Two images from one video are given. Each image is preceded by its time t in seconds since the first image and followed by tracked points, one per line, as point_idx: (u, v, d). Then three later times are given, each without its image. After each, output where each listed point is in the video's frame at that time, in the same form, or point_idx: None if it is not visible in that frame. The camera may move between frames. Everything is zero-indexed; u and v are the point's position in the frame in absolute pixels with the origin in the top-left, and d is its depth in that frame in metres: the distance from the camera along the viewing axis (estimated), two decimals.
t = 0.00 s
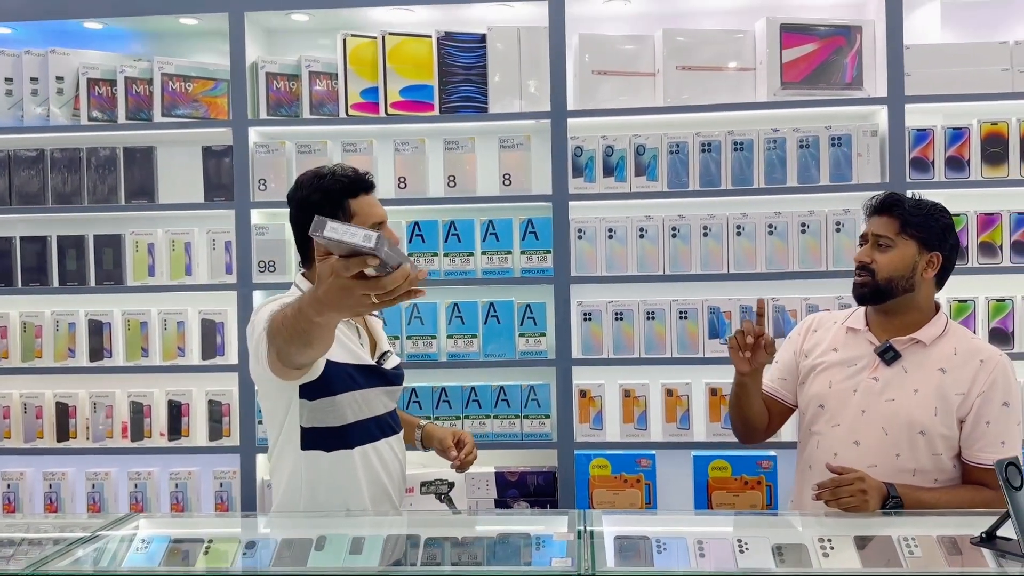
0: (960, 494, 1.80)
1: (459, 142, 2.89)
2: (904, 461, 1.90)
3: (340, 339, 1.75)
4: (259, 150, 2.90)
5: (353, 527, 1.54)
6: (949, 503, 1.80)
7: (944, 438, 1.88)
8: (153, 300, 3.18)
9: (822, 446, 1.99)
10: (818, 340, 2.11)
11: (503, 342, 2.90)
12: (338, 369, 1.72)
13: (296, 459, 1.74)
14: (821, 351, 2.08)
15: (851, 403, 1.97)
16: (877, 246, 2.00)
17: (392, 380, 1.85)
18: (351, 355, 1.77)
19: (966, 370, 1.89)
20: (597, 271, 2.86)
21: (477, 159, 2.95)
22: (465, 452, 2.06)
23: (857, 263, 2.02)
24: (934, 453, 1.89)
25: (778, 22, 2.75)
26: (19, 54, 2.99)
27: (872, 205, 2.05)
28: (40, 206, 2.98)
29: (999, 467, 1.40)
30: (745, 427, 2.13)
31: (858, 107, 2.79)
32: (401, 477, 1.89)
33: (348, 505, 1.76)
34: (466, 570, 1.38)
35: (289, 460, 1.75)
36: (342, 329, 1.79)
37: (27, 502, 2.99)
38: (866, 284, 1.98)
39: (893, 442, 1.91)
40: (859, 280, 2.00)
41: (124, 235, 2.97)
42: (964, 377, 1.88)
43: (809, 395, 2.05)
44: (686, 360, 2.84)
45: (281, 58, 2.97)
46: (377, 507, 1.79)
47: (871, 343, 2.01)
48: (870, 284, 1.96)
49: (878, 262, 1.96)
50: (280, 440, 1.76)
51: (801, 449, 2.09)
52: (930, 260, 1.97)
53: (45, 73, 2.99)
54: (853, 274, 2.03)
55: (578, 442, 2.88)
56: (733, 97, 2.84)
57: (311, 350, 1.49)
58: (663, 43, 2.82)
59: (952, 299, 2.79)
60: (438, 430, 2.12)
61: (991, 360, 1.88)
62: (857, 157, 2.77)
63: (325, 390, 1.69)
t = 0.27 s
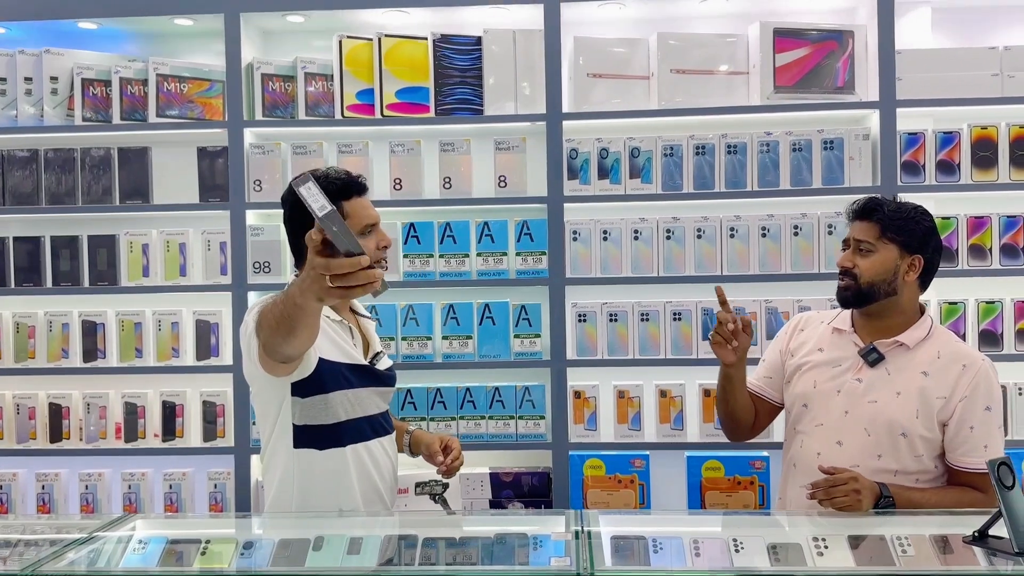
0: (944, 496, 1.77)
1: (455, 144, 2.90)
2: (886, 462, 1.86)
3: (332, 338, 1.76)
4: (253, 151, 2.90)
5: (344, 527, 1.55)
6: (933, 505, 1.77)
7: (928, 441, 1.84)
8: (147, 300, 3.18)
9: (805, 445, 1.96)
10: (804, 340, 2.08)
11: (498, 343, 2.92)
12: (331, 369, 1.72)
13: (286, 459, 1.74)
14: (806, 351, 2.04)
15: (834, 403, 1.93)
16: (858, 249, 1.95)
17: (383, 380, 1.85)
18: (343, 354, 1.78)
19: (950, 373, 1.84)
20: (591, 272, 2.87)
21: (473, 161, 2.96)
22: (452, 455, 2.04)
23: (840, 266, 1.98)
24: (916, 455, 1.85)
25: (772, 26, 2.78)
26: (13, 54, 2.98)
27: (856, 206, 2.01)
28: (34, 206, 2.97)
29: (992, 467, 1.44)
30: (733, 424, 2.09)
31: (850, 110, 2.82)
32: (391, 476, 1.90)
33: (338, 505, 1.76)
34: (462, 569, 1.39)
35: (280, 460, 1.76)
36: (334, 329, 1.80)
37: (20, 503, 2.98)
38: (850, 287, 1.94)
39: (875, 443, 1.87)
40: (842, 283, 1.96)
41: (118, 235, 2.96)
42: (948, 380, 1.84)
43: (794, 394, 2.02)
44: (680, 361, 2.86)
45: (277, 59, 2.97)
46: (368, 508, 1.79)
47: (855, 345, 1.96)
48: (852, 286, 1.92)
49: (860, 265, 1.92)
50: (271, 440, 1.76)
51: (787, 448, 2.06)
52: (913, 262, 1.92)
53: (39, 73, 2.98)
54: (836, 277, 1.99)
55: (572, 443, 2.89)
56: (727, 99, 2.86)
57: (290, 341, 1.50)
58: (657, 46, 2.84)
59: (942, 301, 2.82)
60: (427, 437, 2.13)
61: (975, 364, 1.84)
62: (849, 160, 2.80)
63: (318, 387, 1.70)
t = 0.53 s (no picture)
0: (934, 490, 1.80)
1: (453, 147, 2.92)
2: (863, 461, 1.88)
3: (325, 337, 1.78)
4: (252, 153, 2.91)
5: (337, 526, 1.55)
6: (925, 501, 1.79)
7: (902, 438, 1.87)
8: (145, 301, 3.18)
9: (783, 448, 1.97)
10: (774, 346, 2.10)
11: (495, 345, 2.93)
12: (325, 367, 1.74)
13: (281, 458, 1.76)
14: (777, 356, 2.06)
15: (809, 405, 1.94)
16: (824, 254, 1.99)
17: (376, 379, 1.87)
18: (337, 353, 1.79)
19: (921, 371, 1.88)
20: (588, 275, 2.89)
21: (471, 164, 2.98)
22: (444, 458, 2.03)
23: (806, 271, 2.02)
24: (892, 452, 1.88)
25: (768, 31, 2.80)
26: (11, 55, 2.98)
27: (821, 213, 2.05)
28: (33, 207, 2.98)
29: (987, 468, 1.48)
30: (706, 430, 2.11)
31: (845, 115, 2.84)
32: (385, 474, 1.91)
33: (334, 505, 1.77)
34: (461, 569, 1.40)
35: (275, 460, 1.77)
36: (327, 328, 1.81)
37: (17, 503, 2.98)
38: (816, 291, 1.98)
39: (851, 443, 1.89)
40: (808, 287, 2.00)
41: (117, 236, 2.97)
42: (918, 377, 1.87)
43: (768, 400, 2.04)
44: (676, 363, 2.87)
45: (276, 62, 2.98)
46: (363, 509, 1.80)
47: (825, 348, 1.98)
48: (819, 291, 1.96)
49: (825, 269, 1.96)
50: (266, 439, 1.78)
51: (765, 451, 2.07)
52: (878, 266, 1.96)
53: (38, 74, 2.99)
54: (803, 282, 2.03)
55: (569, 444, 2.91)
56: (723, 103, 2.88)
57: (268, 331, 1.53)
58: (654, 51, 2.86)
59: (936, 304, 2.85)
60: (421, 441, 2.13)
61: (945, 361, 1.88)
62: (844, 164, 2.82)
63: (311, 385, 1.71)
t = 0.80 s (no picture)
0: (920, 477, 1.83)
1: (454, 149, 2.93)
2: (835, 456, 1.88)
3: (319, 333, 1.80)
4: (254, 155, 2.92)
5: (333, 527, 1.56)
6: (912, 491, 1.82)
7: (871, 431, 1.88)
8: (145, 302, 3.18)
9: (754, 450, 1.94)
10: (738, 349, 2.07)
11: (495, 346, 2.94)
12: (316, 360, 1.76)
13: (277, 457, 1.76)
14: (742, 359, 2.04)
15: (777, 405, 1.93)
16: (777, 253, 1.99)
17: (373, 375, 1.88)
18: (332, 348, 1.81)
19: (884, 364, 1.89)
20: (589, 276, 2.90)
21: (472, 166, 2.99)
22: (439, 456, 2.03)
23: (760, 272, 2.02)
24: (862, 446, 1.88)
25: (767, 35, 2.82)
26: (13, 56, 2.99)
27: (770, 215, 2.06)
28: (34, 208, 2.98)
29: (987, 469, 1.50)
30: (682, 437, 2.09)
31: (844, 118, 2.86)
32: (384, 468, 1.90)
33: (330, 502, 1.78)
34: (462, 568, 1.41)
35: (271, 459, 1.77)
36: (323, 324, 1.84)
37: (18, 504, 2.98)
38: (772, 291, 1.98)
39: (822, 439, 1.89)
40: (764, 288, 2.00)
41: (118, 237, 2.97)
42: (881, 370, 1.89)
43: (736, 403, 2.02)
44: (676, 365, 2.89)
45: (277, 63, 3.00)
46: (359, 506, 1.81)
47: (788, 347, 1.98)
48: (774, 291, 1.96)
49: (778, 268, 1.96)
50: (263, 438, 1.78)
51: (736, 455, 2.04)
52: (829, 261, 1.97)
53: (40, 75, 2.99)
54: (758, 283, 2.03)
55: (569, 445, 2.92)
56: (722, 106, 2.90)
57: (247, 309, 1.56)
58: (654, 54, 2.88)
59: (933, 307, 2.87)
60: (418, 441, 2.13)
61: (906, 352, 1.90)
62: (843, 167, 2.84)
63: (303, 377, 1.74)
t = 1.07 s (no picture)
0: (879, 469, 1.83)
1: (458, 151, 2.94)
2: (808, 452, 1.89)
3: (319, 328, 1.82)
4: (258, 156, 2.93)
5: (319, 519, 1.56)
6: (880, 484, 1.83)
7: (841, 424, 1.89)
8: (150, 302, 3.19)
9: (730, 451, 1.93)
10: (706, 353, 2.04)
11: (499, 347, 2.95)
12: (314, 354, 1.77)
13: (269, 452, 1.77)
14: (712, 362, 2.02)
15: (748, 405, 1.92)
16: (737, 256, 2.02)
17: (369, 373, 1.88)
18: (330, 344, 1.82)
19: (850, 358, 1.90)
20: (592, 278, 2.91)
21: (475, 167, 3.00)
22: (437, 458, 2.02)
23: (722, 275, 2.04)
24: (833, 440, 1.89)
25: (770, 37, 2.83)
26: (18, 57, 3.00)
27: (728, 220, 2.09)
28: (39, 209, 2.99)
29: (990, 470, 1.54)
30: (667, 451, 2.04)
31: (846, 121, 2.88)
32: (377, 472, 1.87)
33: (319, 502, 1.76)
34: (464, 568, 1.41)
35: (265, 452, 1.78)
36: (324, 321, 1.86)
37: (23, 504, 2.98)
38: (735, 293, 2.00)
39: (794, 435, 1.89)
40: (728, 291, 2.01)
41: (123, 238, 2.98)
42: (847, 364, 1.89)
43: (708, 406, 1.99)
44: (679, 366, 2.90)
45: (282, 65, 3.01)
46: (348, 506, 1.79)
47: (755, 347, 1.96)
48: (735, 292, 1.98)
49: (739, 270, 1.98)
50: (257, 427, 1.80)
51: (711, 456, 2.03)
52: (788, 260, 1.98)
53: (45, 76, 3.00)
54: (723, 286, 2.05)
55: (572, 446, 2.93)
56: (725, 109, 2.91)
57: (241, 292, 1.57)
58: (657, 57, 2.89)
59: (935, 309, 2.88)
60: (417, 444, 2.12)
61: (870, 346, 1.91)
62: (845, 170, 2.85)
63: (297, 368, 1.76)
